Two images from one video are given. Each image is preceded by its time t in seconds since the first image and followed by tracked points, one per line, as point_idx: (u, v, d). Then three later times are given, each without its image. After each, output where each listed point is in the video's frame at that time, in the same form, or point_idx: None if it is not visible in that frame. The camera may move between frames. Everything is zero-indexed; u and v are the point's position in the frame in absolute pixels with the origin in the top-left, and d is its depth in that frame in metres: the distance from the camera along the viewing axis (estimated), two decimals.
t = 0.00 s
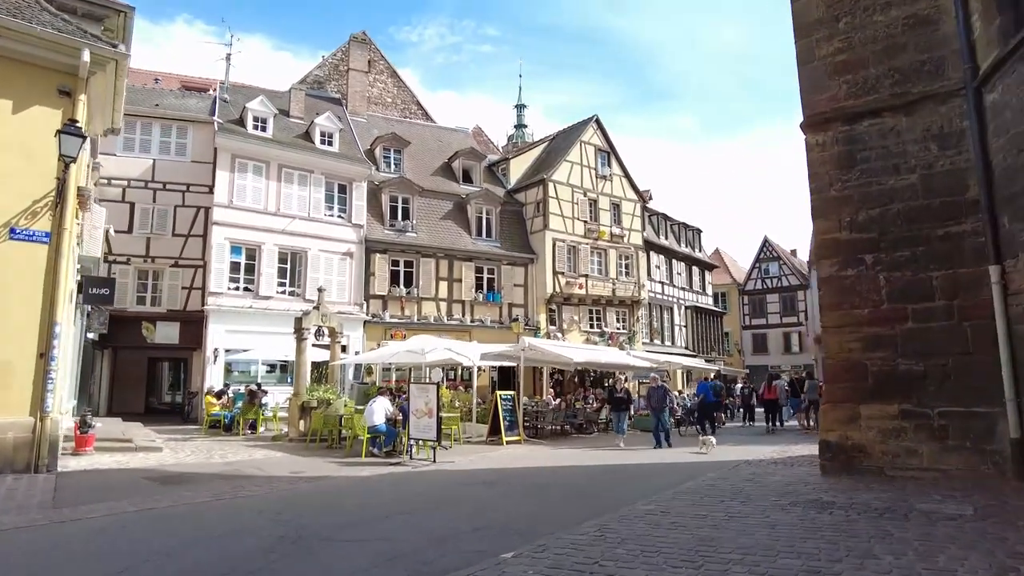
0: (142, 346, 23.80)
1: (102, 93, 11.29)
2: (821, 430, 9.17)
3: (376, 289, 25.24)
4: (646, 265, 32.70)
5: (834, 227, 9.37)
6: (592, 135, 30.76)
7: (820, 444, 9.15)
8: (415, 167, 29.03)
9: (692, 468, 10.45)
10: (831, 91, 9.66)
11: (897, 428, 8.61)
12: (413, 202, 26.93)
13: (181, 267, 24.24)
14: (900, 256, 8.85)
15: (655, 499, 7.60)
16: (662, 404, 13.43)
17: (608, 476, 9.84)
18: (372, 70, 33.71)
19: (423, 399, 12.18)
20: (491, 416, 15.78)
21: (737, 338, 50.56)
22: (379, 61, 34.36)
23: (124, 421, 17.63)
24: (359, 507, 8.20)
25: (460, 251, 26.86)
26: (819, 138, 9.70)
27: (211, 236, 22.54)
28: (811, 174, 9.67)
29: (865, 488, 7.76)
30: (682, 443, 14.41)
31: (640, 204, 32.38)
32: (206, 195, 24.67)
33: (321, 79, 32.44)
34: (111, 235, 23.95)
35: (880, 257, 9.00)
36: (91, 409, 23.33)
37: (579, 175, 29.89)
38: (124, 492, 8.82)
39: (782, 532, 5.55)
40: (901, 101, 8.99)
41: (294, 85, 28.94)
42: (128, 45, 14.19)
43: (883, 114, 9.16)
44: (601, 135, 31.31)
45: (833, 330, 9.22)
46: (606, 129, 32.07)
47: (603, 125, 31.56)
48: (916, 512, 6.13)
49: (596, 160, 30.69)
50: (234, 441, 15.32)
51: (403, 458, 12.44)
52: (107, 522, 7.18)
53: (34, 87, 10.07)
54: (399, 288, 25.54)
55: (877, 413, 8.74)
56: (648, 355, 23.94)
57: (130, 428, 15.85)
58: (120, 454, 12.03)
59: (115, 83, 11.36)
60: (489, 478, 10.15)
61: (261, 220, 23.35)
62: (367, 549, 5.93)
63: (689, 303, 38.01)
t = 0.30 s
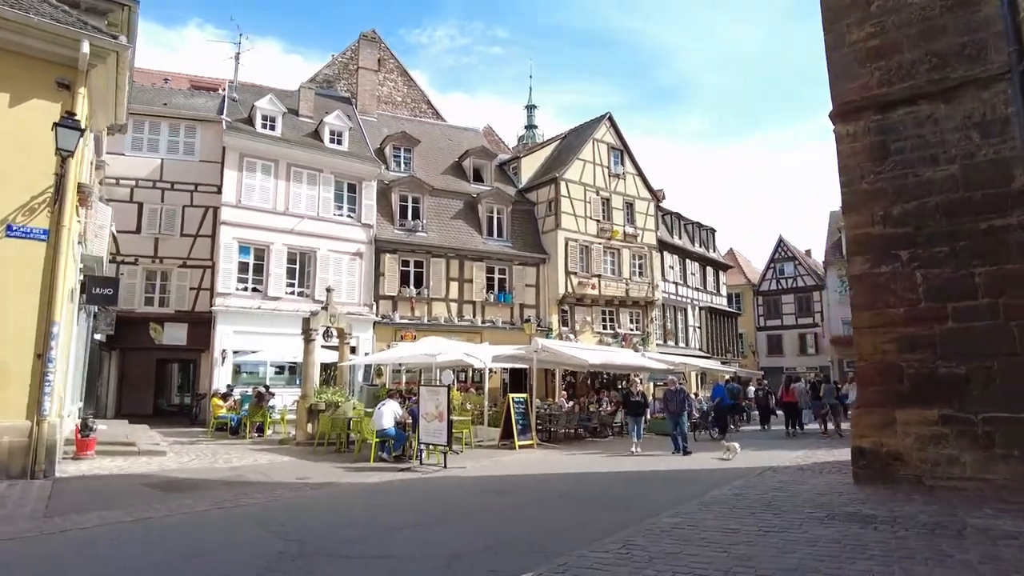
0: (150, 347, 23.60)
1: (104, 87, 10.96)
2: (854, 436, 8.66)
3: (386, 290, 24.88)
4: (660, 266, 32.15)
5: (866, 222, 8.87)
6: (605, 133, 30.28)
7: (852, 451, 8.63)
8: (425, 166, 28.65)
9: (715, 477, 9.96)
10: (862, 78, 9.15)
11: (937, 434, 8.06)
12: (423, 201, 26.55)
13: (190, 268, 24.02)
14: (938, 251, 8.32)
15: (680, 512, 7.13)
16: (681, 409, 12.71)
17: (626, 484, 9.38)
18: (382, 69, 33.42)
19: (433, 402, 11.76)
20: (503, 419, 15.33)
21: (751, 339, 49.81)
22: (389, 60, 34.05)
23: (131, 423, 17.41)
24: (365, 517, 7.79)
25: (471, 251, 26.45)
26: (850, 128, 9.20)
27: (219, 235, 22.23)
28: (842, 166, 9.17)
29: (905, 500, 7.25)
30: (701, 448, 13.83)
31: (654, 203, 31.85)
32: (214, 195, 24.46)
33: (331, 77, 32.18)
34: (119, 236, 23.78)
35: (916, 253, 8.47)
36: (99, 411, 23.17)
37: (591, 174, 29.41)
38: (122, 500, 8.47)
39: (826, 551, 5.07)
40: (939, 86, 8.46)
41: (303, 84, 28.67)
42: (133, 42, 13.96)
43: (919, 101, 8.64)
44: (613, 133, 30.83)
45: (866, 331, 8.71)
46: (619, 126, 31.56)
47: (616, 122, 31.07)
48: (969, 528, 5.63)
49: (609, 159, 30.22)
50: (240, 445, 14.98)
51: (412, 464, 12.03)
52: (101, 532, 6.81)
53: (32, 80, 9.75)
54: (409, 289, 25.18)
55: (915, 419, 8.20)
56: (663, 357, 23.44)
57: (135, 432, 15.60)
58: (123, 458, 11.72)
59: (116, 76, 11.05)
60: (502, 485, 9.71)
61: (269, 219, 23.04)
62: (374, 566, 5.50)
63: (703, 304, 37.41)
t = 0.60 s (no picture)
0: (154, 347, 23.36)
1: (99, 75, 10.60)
2: (886, 438, 8.19)
3: (393, 288, 24.51)
4: (671, 263, 31.63)
5: (898, 210, 8.39)
6: (615, 128, 29.82)
7: (885, 454, 8.15)
8: (432, 163, 28.24)
9: (736, 481, 9.49)
10: (893, 59, 8.66)
11: (977, 436, 7.55)
12: (431, 198, 26.16)
13: (194, 266, 23.78)
14: (976, 241, 7.83)
15: (705, 520, 6.67)
16: (701, 409, 12.18)
17: (642, 489, 8.93)
18: (389, 66, 33.07)
19: (441, 402, 11.34)
20: (512, 420, 14.89)
21: (763, 339, 49.14)
22: (396, 56, 33.72)
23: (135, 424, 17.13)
24: (370, 523, 7.37)
25: (479, 248, 26.05)
26: (881, 113, 8.71)
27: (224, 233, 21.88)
28: (872, 153, 8.69)
29: (947, 507, 6.76)
30: (718, 450, 13.31)
31: (665, 200, 31.34)
32: (219, 192, 24.21)
33: (337, 74, 31.85)
34: (124, 234, 23.55)
35: (952, 243, 7.98)
36: (103, 412, 22.93)
37: (601, 170, 28.94)
38: (115, 504, 8.10)
39: (873, 566, 4.60)
40: (978, 66, 7.96)
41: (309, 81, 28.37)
42: (132, 32, 13.60)
43: (955, 83, 8.14)
44: (624, 129, 30.35)
45: (899, 326, 8.23)
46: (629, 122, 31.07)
47: (626, 118, 30.59)
48: None
49: (619, 155, 29.75)
50: (243, 446, 14.64)
51: (419, 466, 11.61)
52: (89, 539, 6.40)
53: (25, 68, 9.39)
54: (416, 287, 24.80)
55: (952, 420, 7.70)
56: (676, 356, 22.96)
57: (138, 433, 15.30)
58: (121, 460, 11.39)
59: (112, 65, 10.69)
60: (513, 489, 9.29)
61: (275, 217, 22.70)
62: None
63: (714, 303, 36.85)
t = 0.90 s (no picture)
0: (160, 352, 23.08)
1: (96, 69, 10.23)
2: (925, 448, 7.66)
3: (401, 292, 24.12)
4: (684, 266, 31.10)
5: (935, 205, 7.88)
6: (626, 129, 29.36)
7: (924, 465, 7.62)
8: (441, 165, 27.86)
9: (761, 493, 8.97)
10: (929, 45, 8.15)
11: None
12: (439, 201, 25.78)
13: (200, 270, 23.52)
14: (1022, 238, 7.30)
15: (735, 538, 6.17)
16: (722, 414, 11.57)
17: (663, 502, 8.44)
18: (397, 68, 32.79)
19: (450, 409, 10.89)
20: (524, 427, 14.41)
21: (776, 343, 48.42)
22: (404, 58, 33.43)
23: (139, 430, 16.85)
24: (374, 540, 6.91)
25: (489, 251, 25.64)
26: (915, 102, 8.20)
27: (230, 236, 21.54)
28: (906, 144, 8.17)
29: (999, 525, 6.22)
30: (739, 459, 12.75)
31: (677, 202, 30.84)
32: (225, 195, 23.97)
33: (345, 76, 31.58)
34: (129, 237, 23.31)
35: (996, 240, 7.46)
36: (108, 417, 22.68)
37: (612, 171, 28.48)
38: (108, 517, 7.69)
39: None
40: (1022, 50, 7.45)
41: (317, 83, 28.09)
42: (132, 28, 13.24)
43: (997, 69, 7.62)
44: (635, 130, 29.89)
45: (937, 329, 7.72)
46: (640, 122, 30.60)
47: (637, 119, 30.13)
48: None
49: (630, 156, 29.28)
50: (247, 453, 14.27)
51: (427, 475, 11.16)
52: (72, 558, 5.98)
53: (19, 63, 9.05)
54: (425, 290, 24.41)
55: (998, 429, 7.17)
56: (690, 361, 22.45)
57: (140, 441, 14.98)
58: (119, 468, 11.02)
59: (110, 60, 10.36)
60: (526, 501, 8.83)
61: (281, 219, 22.35)
62: None
63: (727, 306, 36.25)
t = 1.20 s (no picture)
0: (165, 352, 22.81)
1: (91, 58, 9.88)
2: (967, 451, 7.13)
3: (409, 291, 23.73)
4: (696, 265, 30.53)
5: (976, 191, 7.36)
6: (637, 126, 28.87)
7: (967, 470, 7.09)
8: (449, 163, 27.45)
9: (787, 498, 8.45)
10: (968, 20, 7.62)
11: None
12: (447, 199, 25.37)
13: (206, 270, 23.26)
14: None
15: (765, 550, 5.67)
16: (738, 417, 10.51)
17: (684, 510, 7.94)
18: (405, 66, 32.44)
19: (458, 410, 10.44)
20: (534, 429, 13.94)
21: (789, 344, 47.67)
22: (411, 56, 33.08)
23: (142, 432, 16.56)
24: (376, 549, 6.45)
25: (498, 250, 25.21)
26: (953, 81, 7.67)
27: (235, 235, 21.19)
28: (943, 127, 7.65)
29: None
30: (759, 462, 12.21)
31: (689, 200, 30.29)
32: (231, 194, 23.70)
33: (352, 74, 31.24)
34: (134, 237, 23.06)
35: None
36: (112, 419, 22.39)
37: (623, 169, 27.98)
38: (96, 523, 7.28)
39: None
40: None
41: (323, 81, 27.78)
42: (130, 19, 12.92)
43: None
44: (646, 126, 29.39)
45: (980, 323, 7.18)
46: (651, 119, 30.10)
47: (648, 115, 29.63)
48: None
49: (642, 153, 28.79)
50: (249, 456, 13.89)
51: (435, 479, 10.71)
52: (51, 568, 5.56)
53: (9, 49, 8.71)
54: (433, 290, 24.00)
55: None
56: (704, 361, 21.91)
57: (141, 443, 14.66)
58: (116, 471, 10.66)
59: (106, 49, 10.02)
60: (538, 507, 8.36)
61: (287, 218, 21.99)
62: None
63: (740, 306, 35.63)
